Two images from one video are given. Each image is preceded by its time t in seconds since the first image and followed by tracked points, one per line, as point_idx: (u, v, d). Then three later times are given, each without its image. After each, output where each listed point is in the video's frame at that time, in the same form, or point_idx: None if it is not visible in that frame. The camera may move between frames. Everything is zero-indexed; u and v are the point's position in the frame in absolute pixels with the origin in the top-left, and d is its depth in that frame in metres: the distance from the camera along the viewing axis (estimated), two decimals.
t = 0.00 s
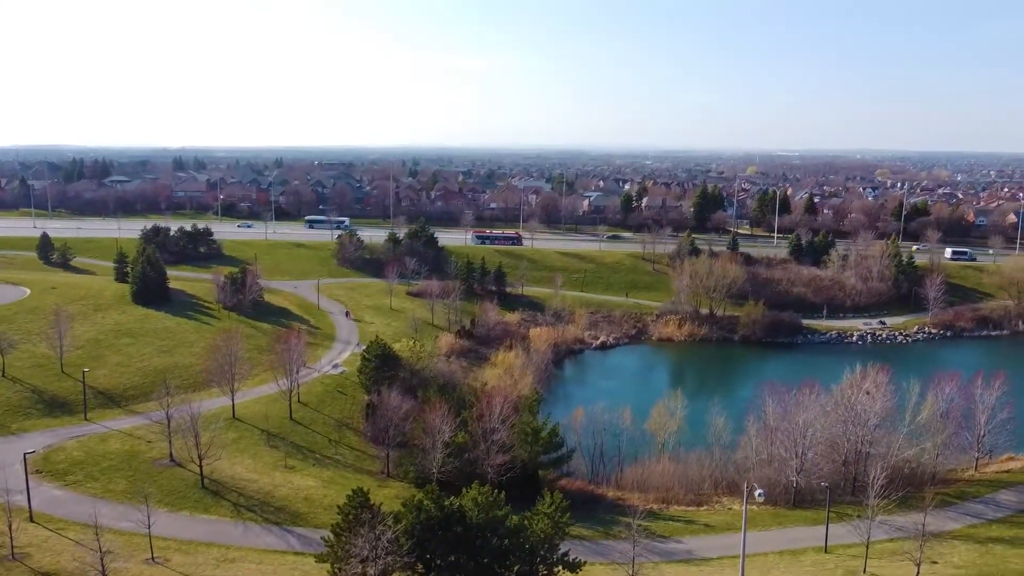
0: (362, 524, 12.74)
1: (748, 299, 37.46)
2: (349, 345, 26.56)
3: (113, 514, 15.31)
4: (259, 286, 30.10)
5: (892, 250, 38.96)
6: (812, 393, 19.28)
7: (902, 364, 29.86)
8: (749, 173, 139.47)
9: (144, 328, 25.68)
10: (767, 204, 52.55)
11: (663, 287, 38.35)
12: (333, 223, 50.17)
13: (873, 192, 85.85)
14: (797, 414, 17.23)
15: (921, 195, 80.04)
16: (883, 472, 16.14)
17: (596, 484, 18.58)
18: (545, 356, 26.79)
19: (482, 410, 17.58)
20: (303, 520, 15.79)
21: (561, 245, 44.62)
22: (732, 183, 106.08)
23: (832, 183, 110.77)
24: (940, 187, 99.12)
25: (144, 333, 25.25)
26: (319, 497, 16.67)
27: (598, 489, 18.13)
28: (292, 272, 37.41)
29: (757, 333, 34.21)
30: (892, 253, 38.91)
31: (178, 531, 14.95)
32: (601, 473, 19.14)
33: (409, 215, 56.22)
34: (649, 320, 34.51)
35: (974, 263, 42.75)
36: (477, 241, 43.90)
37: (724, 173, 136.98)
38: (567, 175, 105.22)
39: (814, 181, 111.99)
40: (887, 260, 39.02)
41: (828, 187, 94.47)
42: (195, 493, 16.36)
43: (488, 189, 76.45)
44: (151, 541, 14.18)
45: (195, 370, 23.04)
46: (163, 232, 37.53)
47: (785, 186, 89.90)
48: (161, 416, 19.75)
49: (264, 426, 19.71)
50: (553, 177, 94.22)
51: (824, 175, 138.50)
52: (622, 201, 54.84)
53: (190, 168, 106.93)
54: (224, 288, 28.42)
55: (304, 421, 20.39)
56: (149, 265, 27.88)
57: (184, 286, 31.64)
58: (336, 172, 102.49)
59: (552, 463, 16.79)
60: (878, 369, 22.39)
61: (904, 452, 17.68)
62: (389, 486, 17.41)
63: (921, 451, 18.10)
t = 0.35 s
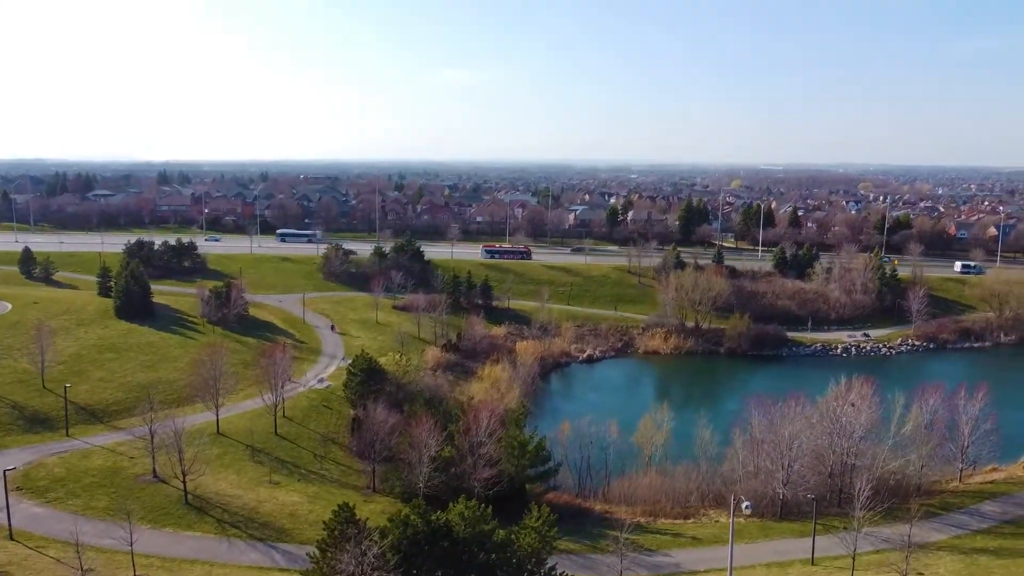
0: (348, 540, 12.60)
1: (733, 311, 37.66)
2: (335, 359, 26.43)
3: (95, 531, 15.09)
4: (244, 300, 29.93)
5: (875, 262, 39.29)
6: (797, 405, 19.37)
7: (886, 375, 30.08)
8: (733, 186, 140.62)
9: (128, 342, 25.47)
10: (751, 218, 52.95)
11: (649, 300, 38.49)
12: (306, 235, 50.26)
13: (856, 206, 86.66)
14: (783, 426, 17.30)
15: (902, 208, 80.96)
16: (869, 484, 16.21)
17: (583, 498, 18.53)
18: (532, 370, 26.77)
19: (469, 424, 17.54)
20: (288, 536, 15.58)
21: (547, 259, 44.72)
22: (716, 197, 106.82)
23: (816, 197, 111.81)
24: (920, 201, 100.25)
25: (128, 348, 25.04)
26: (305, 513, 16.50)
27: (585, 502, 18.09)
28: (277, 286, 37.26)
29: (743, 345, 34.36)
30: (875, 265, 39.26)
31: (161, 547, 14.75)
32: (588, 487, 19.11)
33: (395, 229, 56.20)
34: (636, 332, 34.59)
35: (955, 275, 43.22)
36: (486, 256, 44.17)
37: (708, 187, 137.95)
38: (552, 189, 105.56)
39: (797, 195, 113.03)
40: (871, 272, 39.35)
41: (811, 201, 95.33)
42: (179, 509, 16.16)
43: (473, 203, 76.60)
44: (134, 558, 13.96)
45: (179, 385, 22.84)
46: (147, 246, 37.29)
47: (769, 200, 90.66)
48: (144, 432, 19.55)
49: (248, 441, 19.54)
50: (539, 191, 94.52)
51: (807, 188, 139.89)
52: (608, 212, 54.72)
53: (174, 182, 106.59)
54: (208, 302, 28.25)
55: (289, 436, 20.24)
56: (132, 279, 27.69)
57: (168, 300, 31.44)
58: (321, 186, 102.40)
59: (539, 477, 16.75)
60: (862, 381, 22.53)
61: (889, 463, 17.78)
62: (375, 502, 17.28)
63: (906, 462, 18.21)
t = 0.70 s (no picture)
0: (332, 545, 12.53)
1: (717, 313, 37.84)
2: (319, 363, 26.32)
3: (75, 538, 14.91)
4: (227, 304, 29.76)
5: (857, 265, 39.62)
6: (780, 407, 19.49)
7: (869, 377, 30.33)
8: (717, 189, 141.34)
9: (109, 347, 25.24)
10: (735, 221, 53.26)
11: (633, 303, 38.61)
12: (274, 238, 50.03)
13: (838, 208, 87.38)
14: (766, 428, 17.39)
15: (883, 211, 81.76)
16: (851, 484, 16.33)
17: (568, 501, 18.53)
18: (516, 372, 26.77)
19: (454, 427, 17.52)
20: (272, 541, 15.42)
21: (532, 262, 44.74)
22: (700, 199, 107.35)
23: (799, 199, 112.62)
24: (901, 204, 101.19)
25: (109, 353, 24.82)
26: (288, 518, 16.36)
27: (570, 505, 18.10)
28: (260, 289, 37.07)
29: (727, 348, 34.51)
30: (857, 268, 39.58)
31: (143, 553, 14.59)
32: (573, 490, 19.13)
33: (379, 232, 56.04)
34: (620, 335, 34.67)
35: (935, 277, 43.69)
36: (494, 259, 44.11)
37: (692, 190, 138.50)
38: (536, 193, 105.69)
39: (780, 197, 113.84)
40: (853, 274, 39.66)
41: (793, 203, 95.98)
42: (161, 515, 16.00)
43: (458, 206, 76.56)
44: (115, 565, 13.79)
45: (161, 390, 22.65)
46: (129, 250, 37.00)
47: (752, 203, 91.24)
48: (126, 437, 19.37)
49: (232, 446, 19.40)
50: (523, 194, 94.59)
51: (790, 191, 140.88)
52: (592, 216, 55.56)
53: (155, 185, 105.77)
54: (191, 306, 28.07)
55: (273, 441, 20.12)
56: (114, 283, 27.46)
57: (150, 304, 31.20)
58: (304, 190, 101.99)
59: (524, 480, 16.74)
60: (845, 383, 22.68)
61: (871, 464, 17.93)
62: (360, 506, 17.20)
63: (888, 463, 18.36)
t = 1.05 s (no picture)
0: (316, 546, 12.51)
1: (701, 313, 38.01)
2: (302, 363, 26.21)
3: (55, 541, 14.74)
4: (210, 304, 29.60)
5: (838, 264, 39.94)
6: (764, 405, 19.60)
7: (852, 375, 30.59)
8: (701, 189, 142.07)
9: (90, 348, 25.01)
10: (718, 220, 53.58)
11: (617, 302, 38.74)
12: (241, 238, 49.73)
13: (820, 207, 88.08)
14: (749, 426, 17.51)
15: (864, 211, 82.56)
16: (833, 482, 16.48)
17: (552, 500, 18.56)
18: (500, 372, 26.77)
19: (439, 427, 17.48)
20: (255, 542, 15.29)
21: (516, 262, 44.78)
22: (684, 199, 107.88)
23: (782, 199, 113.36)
24: (881, 204, 102.12)
25: (90, 354, 24.60)
26: (272, 519, 16.25)
27: (555, 504, 18.13)
28: (243, 290, 36.86)
29: (710, 347, 34.68)
30: (839, 267, 39.89)
31: (124, 556, 14.45)
32: (557, 489, 19.15)
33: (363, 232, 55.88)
34: (604, 334, 34.78)
35: (915, 276, 44.15)
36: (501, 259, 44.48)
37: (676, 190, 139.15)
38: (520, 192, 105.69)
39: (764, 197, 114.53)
40: (835, 273, 39.93)
41: (776, 203, 96.63)
42: (143, 518, 15.87)
43: (442, 205, 76.43)
44: (95, 568, 13.64)
45: (143, 391, 22.48)
46: (110, 250, 36.71)
47: (735, 202, 91.74)
48: (107, 439, 19.21)
49: (214, 447, 19.28)
50: (507, 194, 94.61)
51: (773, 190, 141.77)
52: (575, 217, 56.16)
53: (136, 185, 104.88)
54: (173, 307, 27.89)
55: (256, 442, 20.02)
56: (94, 283, 27.24)
57: (132, 305, 30.96)
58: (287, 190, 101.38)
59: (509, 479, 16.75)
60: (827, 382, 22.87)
61: (852, 461, 18.10)
62: (344, 507, 17.14)
63: (869, 460, 18.54)
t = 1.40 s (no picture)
0: (300, 547, 12.47)
1: (684, 312, 38.19)
2: (285, 364, 26.07)
3: (35, 545, 14.55)
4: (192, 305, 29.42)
5: (820, 263, 40.25)
6: (747, 404, 19.73)
7: (835, 374, 30.84)
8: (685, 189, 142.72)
9: (69, 350, 24.76)
10: (701, 220, 53.87)
11: (601, 302, 38.85)
12: (210, 237, 49.11)
13: (802, 207, 88.82)
14: (732, 424, 17.63)
15: (844, 210, 83.38)
16: (815, 479, 16.62)
17: (537, 499, 18.58)
18: (484, 372, 26.76)
19: (423, 428, 17.47)
20: (239, 544, 15.16)
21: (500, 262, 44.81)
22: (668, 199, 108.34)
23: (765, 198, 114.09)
24: (861, 203, 103.05)
25: (70, 356, 24.35)
26: (255, 521, 16.15)
27: (539, 503, 18.15)
28: (225, 290, 36.61)
29: (693, 346, 34.83)
30: (820, 266, 40.20)
31: (105, 559, 14.30)
32: (542, 488, 19.19)
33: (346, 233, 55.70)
34: (588, 334, 34.87)
35: (896, 275, 44.59)
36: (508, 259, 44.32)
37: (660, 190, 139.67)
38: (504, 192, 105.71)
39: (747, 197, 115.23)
40: (817, 272, 40.22)
41: (758, 203, 97.28)
42: (124, 521, 15.71)
43: (426, 205, 76.32)
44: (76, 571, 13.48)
45: (124, 393, 22.28)
46: (89, 251, 36.41)
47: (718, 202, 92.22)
48: (87, 442, 19.02)
49: (197, 449, 19.14)
50: (491, 194, 94.62)
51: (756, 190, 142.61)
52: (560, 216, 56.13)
53: (115, 185, 103.92)
54: (154, 308, 27.67)
55: (239, 443, 19.90)
56: (74, 284, 26.99)
57: (112, 306, 30.70)
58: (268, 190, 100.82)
59: (494, 479, 16.76)
60: (809, 380, 23.05)
61: (834, 459, 18.26)
62: (328, 508, 17.07)
63: (851, 458, 18.72)
